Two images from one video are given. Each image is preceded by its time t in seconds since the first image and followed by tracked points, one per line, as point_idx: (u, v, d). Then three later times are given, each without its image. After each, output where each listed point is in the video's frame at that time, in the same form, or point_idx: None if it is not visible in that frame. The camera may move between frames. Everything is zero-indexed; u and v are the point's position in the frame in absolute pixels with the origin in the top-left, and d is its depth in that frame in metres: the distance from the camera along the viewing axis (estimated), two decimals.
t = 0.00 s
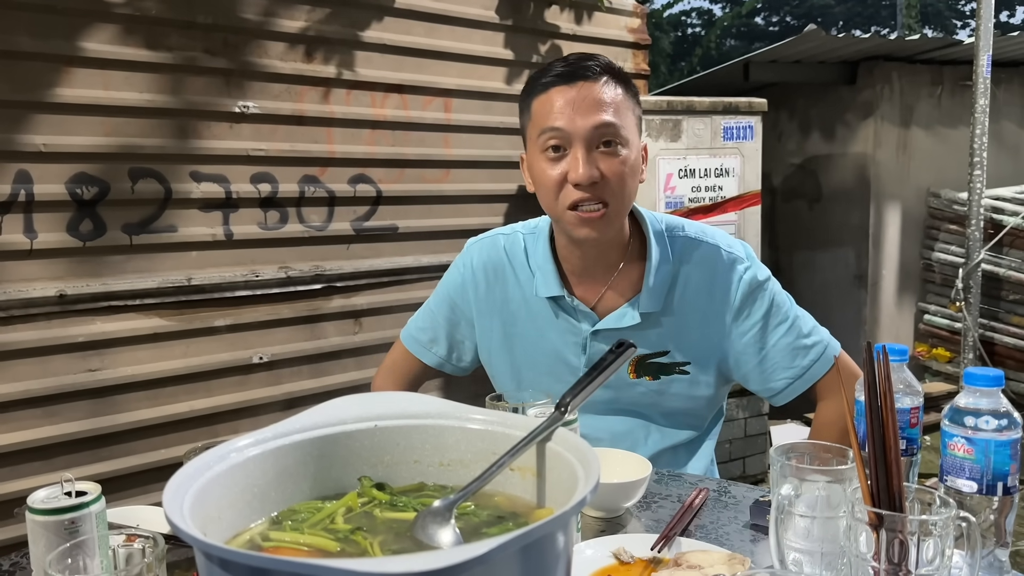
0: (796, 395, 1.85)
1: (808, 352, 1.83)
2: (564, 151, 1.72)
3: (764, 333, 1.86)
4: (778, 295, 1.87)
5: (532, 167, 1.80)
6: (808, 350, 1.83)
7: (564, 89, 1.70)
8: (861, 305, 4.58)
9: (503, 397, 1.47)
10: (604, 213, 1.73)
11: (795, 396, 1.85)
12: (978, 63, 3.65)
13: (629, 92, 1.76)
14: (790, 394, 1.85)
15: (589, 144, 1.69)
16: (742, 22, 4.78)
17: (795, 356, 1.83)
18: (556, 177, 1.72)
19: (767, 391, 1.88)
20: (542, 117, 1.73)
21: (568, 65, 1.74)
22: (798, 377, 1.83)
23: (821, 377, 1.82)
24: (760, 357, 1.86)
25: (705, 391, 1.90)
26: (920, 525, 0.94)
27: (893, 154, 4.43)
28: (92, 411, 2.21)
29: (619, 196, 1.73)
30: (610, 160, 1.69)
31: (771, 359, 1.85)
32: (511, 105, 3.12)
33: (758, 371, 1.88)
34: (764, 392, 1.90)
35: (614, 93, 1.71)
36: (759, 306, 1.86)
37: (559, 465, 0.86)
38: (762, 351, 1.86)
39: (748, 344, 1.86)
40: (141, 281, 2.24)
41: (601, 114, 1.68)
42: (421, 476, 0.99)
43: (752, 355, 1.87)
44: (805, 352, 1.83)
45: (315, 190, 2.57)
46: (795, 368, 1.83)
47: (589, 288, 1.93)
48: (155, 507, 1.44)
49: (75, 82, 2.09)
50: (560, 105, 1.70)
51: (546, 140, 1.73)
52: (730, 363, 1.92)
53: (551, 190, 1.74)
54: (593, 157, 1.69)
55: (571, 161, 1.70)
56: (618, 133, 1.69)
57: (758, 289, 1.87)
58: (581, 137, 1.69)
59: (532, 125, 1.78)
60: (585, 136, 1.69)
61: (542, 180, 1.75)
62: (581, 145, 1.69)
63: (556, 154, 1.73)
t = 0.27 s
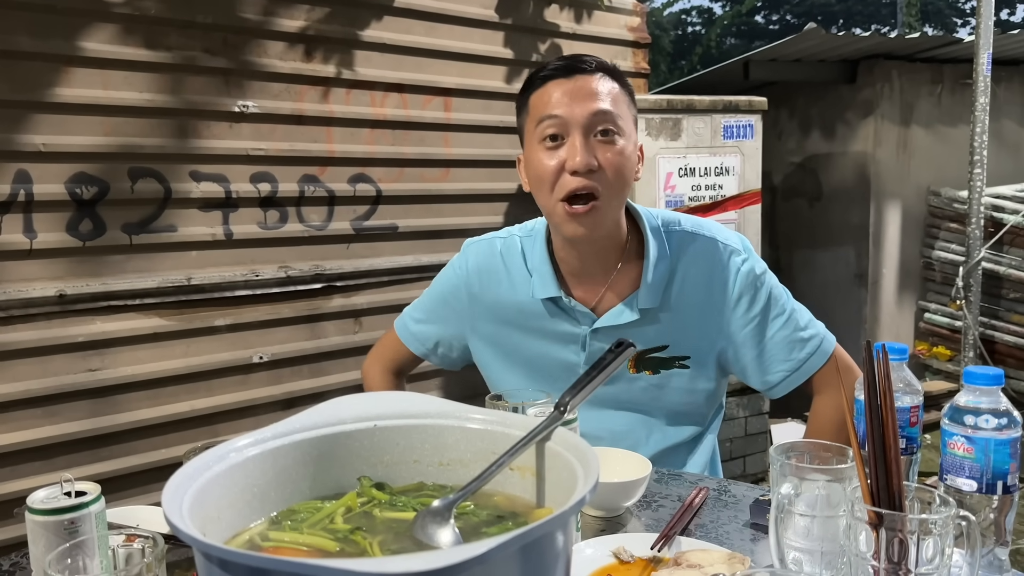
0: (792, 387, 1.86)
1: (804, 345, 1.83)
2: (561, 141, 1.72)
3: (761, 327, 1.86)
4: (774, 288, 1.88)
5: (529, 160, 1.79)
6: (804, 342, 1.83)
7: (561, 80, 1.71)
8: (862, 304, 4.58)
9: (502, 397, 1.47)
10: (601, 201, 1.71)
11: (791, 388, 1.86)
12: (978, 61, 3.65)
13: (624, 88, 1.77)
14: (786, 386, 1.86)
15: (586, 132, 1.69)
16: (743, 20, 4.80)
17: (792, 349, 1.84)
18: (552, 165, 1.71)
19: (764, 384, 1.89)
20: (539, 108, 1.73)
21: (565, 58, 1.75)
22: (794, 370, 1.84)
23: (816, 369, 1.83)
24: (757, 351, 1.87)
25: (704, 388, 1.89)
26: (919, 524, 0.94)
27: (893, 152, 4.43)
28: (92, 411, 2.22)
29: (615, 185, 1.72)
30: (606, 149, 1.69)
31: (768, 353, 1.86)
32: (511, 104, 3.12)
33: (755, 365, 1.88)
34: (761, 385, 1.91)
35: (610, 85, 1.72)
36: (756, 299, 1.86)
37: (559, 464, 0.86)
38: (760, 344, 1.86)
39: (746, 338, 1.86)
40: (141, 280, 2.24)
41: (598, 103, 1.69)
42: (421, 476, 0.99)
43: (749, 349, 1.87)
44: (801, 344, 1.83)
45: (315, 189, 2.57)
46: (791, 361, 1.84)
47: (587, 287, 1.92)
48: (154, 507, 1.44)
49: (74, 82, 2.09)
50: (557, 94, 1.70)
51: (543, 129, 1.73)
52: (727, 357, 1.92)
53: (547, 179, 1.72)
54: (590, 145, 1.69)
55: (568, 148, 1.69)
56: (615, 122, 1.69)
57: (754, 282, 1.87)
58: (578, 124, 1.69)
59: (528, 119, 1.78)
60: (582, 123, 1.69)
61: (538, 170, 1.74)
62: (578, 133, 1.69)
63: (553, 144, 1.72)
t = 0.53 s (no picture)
0: (782, 380, 1.83)
1: (792, 336, 1.80)
2: (547, 147, 1.72)
3: (750, 318, 1.85)
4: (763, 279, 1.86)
5: (517, 165, 1.80)
6: (792, 334, 1.80)
7: (546, 86, 1.71)
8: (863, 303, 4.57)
9: (503, 397, 1.47)
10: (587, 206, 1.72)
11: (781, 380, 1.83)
12: (979, 59, 3.65)
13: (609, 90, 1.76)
14: (776, 378, 1.83)
15: (570, 138, 1.69)
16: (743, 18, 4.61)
17: (780, 340, 1.81)
18: (539, 172, 1.71)
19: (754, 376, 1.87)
20: (524, 115, 1.74)
21: (549, 63, 1.74)
22: (783, 361, 1.81)
23: (807, 361, 1.80)
24: (746, 342, 1.85)
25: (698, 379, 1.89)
26: (921, 522, 0.93)
27: (894, 151, 4.43)
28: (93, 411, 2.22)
29: (602, 189, 1.73)
30: (591, 154, 1.69)
31: (757, 344, 1.84)
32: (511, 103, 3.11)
33: (745, 356, 1.87)
34: (752, 377, 1.88)
35: (594, 89, 1.71)
36: (743, 291, 1.85)
37: (559, 463, 0.86)
38: (750, 334, 1.85)
39: (736, 327, 1.86)
40: (142, 281, 2.24)
41: (582, 109, 1.68)
42: (422, 475, 0.99)
43: (739, 340, 1.86)
44: (789, 335, 1.81)
45: (315, 189, 2.57)
46: (780, 352, 1.81)
47: (581, 286, 1.92)
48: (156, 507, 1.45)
49: (74, 82, 2.09)
50: (542, 101, 1.70)
51: (529, 137, 1.73)
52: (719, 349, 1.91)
53: (535, 185, 1.73)
54: (575, 151, 1.69)
55: (553, 155, 1.69)
56: (600, 127, 1.69)
57: (742, 274, 1.86)
58: (562, 131, 1.69)
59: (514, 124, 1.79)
60: (566, 130, 1.69)
61: (526, 176, 1.75)
62: (563, 140, 1.69)
63: (539, 151, 1.72)
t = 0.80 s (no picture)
0: (768, 358, 1.82)
1: (778, 314, 1.80)
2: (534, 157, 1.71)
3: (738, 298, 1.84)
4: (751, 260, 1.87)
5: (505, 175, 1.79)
6: (777, 312, 1.80)
7: (529, 95, 1.69)
8: (864, 302, 4.57)
9: (505, 396, 1.47)
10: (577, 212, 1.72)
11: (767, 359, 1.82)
12: (980, 59, 3.65)
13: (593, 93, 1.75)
14: (763, 357, 1.82)
15: (556, 147, 1.67)
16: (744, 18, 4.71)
17: (767, 319, 1.81)
18: (526, 182, 1.70)
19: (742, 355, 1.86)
20: (509, 125, 1.72)
21: (531, 72, 1.73)
22: (770, 339, 1.80)
23: (791, 341, 1.80)
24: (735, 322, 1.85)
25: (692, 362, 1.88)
26: (924, 521, 0.93)
27: (895, 150, 4.43)
28: (95, 410, 2.22)
29: (590, 195, 1.72)
30: (578, 161, 1.68)
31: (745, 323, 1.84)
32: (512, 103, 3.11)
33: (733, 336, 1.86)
34: (741, 357, 1.87)
35: (578, 95, 1.69)
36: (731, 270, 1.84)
37: (562, 462, 0.86)
38: (738, 313, 1.85)
39: (725, 305, 1.85)
40: (144, 280, 2.24)
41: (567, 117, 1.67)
42: (424, 474, 0.99)
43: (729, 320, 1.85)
44: (775, 313, 1.80)
45: (317, 189, 2.57)
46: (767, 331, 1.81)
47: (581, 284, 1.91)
48: (158, 506, 1.45)
49: (76, 82, 2.09)
50: (526, 111, 1.69)
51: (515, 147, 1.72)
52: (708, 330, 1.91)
53: (524, 195, 1.72)
54: (561, 159, 1.67)
55: (541, 165, 1.68)
56: (585, 134, 1.68)
57: (729, 253, 1.86)
58: (548, 141, 1.67)
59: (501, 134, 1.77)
60: (552, 139, 1.67)
61: (515, 186, 1.74)
62: (549, 149, 1.68)
63: (527, 160, 1.71)
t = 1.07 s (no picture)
0: (773, 366, 1.83)
1: (782, 322, 1.80)
2: (542, 167, 1.69)
3: (742, 307, 1.85)
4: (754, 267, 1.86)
5: (510, 181, 1.77)
6: (782, 321, 1.80)
7: (537, 104, 1.67)
8: (866, 302, 4.56)
9: (506, 395, 1.47)
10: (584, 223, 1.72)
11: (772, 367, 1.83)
12: (982, 59, 3.64)
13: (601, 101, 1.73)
14: (767, 364, 1.83)
15: (566, 158, 1.66)
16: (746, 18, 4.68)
17: (771, 327, 1.81)
18: (535, 193, 1.69)
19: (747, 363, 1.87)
20: (517, 134, 1.70)
21: (538, 78, 1.71)
22: (774, 348, 1.80)
23: (797, 348, 1.80)
24: (739, 330, 1.85)
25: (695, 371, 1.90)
26: (926, 520, 0.92)
27: (897, 149, 4.43)
28: (97, 410, 2.22)
29: (598, 206, 1.72)
30: (588, 173, 1.68)
31: (749, 331, 1.84)
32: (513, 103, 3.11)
33: (738, 344, 1.87)
34: (744, 364, 1.88)
35: (587, 104, 1.68)
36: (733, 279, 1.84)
37: (565, 462, 0.86)
38: (741, 321, 1.85)
39: (729, 313, 1.86)
40: (146, 281, 2.24)
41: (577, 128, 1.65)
42: (427, 473, 0.99)
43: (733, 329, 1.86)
44: (779, 322, 1.80)
45: (318, 189, 2.58)
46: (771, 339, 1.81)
47: (577, 286, 1.90)
48: (160, 507, 1.45)
49: (77, 82, 2.10)
50: (535, 121, 1.67)
51: (523, 157, 1.70)
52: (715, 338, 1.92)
53: (531, 205, 1.72)
54: (571, 171, 1.67)
55: (550, 177, 1.67)
56: (595, 146, 1.67)
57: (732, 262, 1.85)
58: (557, 152, 1.66)
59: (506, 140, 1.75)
60: (562, 151, 1.66)
61: (522, 195, 1.73)
62: (559, 161, 1.66)
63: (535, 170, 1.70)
